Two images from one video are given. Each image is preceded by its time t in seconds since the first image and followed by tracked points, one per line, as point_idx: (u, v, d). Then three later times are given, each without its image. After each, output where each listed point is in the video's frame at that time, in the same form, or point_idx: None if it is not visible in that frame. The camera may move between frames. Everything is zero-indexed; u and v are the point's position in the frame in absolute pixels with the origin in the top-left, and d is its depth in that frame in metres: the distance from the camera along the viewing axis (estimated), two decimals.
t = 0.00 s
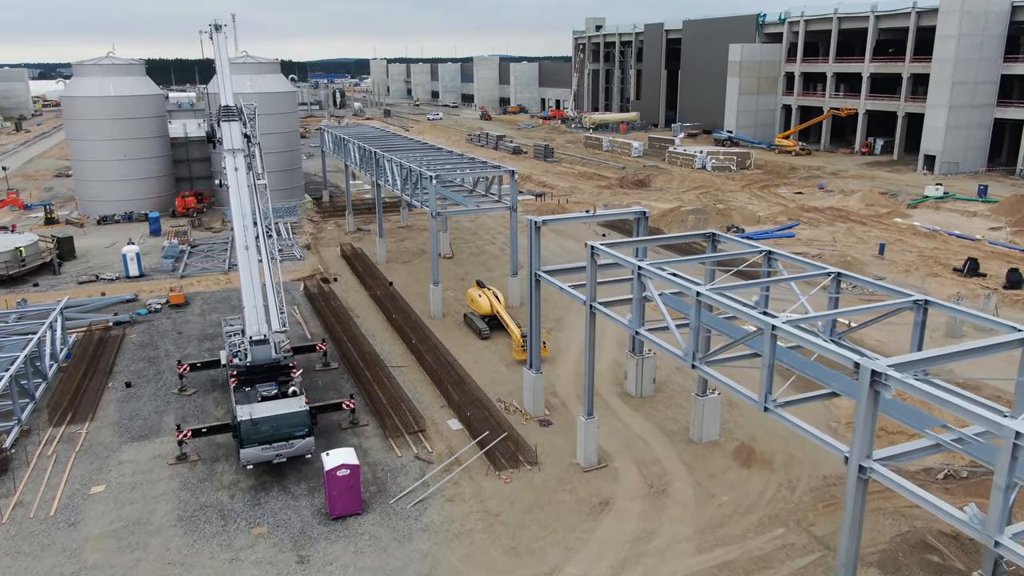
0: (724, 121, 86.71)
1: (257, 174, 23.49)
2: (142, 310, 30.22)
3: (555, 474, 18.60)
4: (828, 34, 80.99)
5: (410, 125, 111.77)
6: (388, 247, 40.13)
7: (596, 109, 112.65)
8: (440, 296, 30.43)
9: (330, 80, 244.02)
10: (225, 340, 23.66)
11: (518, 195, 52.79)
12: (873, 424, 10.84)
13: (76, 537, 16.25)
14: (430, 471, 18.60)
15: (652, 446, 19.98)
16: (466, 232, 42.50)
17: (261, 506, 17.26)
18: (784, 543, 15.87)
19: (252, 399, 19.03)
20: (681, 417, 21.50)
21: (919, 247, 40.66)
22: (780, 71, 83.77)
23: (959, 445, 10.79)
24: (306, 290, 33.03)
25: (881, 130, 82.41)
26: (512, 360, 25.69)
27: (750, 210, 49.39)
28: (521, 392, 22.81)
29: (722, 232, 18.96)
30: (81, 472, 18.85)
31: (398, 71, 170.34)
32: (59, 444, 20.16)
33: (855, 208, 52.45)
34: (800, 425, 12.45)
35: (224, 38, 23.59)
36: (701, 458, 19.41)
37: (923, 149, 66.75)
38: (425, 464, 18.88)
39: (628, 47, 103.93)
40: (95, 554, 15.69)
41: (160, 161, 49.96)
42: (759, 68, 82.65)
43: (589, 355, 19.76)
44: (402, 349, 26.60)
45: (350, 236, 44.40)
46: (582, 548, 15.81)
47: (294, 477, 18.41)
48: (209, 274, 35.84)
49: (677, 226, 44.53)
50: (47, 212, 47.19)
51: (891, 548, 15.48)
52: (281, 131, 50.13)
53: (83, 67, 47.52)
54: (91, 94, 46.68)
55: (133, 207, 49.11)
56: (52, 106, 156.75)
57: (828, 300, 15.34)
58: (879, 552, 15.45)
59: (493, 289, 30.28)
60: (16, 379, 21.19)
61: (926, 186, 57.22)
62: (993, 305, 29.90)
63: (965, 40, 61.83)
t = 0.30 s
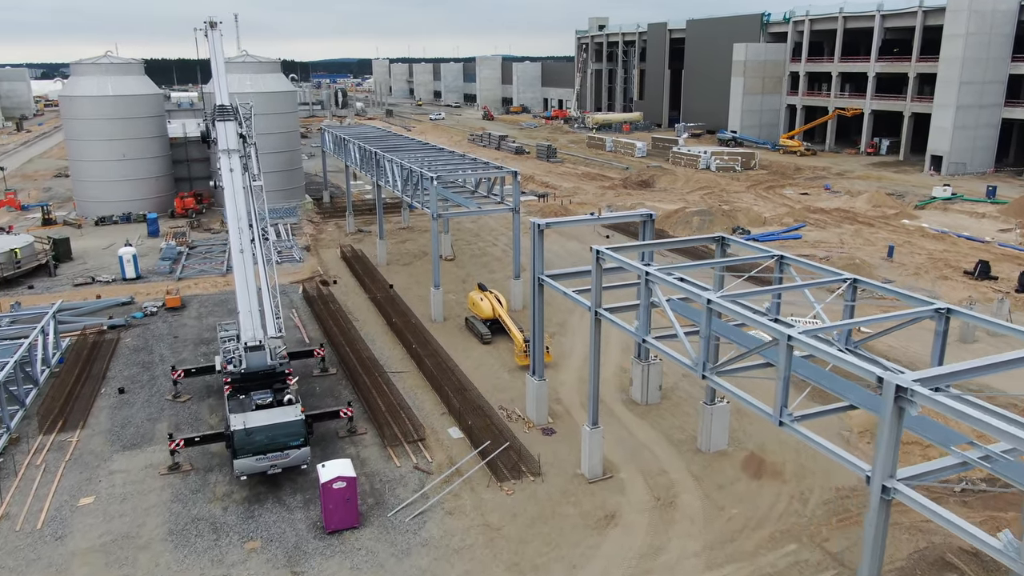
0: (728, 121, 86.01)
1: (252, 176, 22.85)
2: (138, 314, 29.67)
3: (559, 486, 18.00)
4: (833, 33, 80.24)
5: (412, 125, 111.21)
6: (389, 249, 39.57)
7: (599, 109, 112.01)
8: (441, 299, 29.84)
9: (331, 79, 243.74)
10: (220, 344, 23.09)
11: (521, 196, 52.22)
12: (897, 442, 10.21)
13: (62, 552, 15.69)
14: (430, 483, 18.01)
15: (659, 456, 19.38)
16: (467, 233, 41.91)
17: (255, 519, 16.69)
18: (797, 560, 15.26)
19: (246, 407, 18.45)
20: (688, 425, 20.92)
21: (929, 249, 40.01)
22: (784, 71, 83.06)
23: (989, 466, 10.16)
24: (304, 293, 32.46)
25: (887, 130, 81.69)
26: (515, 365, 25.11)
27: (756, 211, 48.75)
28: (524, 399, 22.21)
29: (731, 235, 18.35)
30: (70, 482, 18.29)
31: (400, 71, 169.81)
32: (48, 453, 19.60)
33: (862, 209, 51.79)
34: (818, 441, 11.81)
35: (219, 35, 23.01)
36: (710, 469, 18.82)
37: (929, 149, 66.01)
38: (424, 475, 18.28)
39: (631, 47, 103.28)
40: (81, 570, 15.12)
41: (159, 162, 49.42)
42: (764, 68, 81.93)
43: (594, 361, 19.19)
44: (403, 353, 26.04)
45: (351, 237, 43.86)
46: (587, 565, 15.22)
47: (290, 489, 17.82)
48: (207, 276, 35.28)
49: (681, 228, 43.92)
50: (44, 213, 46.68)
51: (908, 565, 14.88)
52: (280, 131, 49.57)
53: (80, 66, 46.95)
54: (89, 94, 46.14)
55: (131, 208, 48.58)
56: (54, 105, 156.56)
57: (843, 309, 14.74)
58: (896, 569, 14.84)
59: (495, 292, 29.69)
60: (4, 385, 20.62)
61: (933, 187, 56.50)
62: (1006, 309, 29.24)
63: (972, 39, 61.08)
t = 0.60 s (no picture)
0: (731, 121, 85.35)
1: (247, 178, 22.26)
2: (132, 317, 29.12)
3: (561, 498, 17.41)
4: (838, 33, 79.57)
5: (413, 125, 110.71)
6: (389, 251, 39.03)
7: (602, 109, 111.40)
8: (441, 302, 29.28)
9: (332, 79, 242.84)
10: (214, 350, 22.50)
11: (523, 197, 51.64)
12: (923, 463, 9.61)
13: (47, 568, 15.13)
14: (429, 495, 17.43)
15: (665, 466, 18.81)
16: (468, 235, 41.35)
17: (248, 533, 16.13)
18: None
19: (240, 416, 17.88)
20: (695, 433, 20.35)
21: (937, 251, 39.39)
22: (788, 70, 82.42)
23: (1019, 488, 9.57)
24: (302, 296, 31.91)
25: (892, 130, 81.02)
26: (517, 371, 24.53)
27: (761, 213, 48.13)
28: (525, 407, 21.62)
29: (740, 239, 17.79)
30: (58, 493, 17.74)
31: (402, 71, 169.33)
32: (36, 463, 19.06)
33: (868, 210, 51.18)
34: (836, 459, 11.18)
35: (214, 33, 22.46)
36: (718, 480, 18.24)
37: (936, 150, 65.32)
38: (423, 487, 17.70)
39: (634, 47, 102.66)
40: None
41: (157, 162, 48.90)
42: (768, 68, 81.31)
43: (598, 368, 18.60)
44: (402, 359, 25.48)
45: (351, 238, 43.33)
46: None
47: (284, 501, 17.28)
48: (204, 278, 34.76)
49: (686, 229, 43.32)
50: (41, 214, 46.18)
51: None
52: (279, 131, 49.03)
53: (78, 65, 46.44)
54: (86, 94, 45.63)
55: (128, 209, 48.06)
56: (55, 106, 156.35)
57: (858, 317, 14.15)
58: None
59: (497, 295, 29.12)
60: None
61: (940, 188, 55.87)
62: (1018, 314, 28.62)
63: (979, 39, 60.42)
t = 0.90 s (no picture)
0: (735, 121, 84.69)
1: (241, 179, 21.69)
2: (127, 321, 28.59)
3: (564, 512, 16.82)
4: (842, 32, 78.88)
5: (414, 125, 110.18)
6: (389, 253, 38.46)
7: (604, 109, 110.78)
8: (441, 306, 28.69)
9: (334, 79, 243.19)
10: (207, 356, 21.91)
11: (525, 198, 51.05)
12: (951, 486, 9.02)
13: None
14: (428, 508, 16.84)
15: (671, 477, 18.22)
16: (469, 237, 40.78)
17: (240, 548, 15.57)
18: None
19: (232, 426, 17.30)
20: (702, 443, 19.72)
21: (946, 254, 38.75)
22: (792, 70, 81.76)
23: None
24: (300, 299, 31.34)
25: (897, 130, 80.34)
26: (518, 378, 23.93)
27: (766, 214, 47.49)
28: (527, 415, 21.01)
29: (750, 243, 17.21)
30: (44, 506, 17.17)
31: (404, 71, 168.84)
32: (23, 474, 18.50)
33: (874, 212, 50.53)
34: (855, 479, 10.59)
35: (207, 31, 21.93)
36: (727, 493, 17.62)
37: (942, 150, 64.62)
38: (422, 500, 17.13)
39: (636, 46, 102.04)
40: None
41: (155, 163, 48.36)
42: (772, 67, 80.65)
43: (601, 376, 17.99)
44: (401, 365, 24.87)
45: (350, 240, 42.80)
46: None
47: (277, 514, 16.72)
48: (202, 281, 34.22)
49: (690, 231, 42.69)
50: (38, 215, 45.67)
51: None
52: (278, 131, 48.46)
53: (75, 64, 45.92)
54: (83, 94, 45.12)
55: (125, 210, 47.51)
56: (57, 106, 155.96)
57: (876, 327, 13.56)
58: None
59: (498, 299, 28.53)
60: None
61: (946, 189, 55.22)
62: None
63: (986, 38, 59.71)
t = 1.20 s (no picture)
0: (738, 121, 84.05)
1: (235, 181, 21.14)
2: (121, 325, 28.04)
3: (568, 526, 16.24)
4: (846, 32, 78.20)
5: (416, 125, 109.60)
6: (389, 255, 37.89)
7: (606, 110, 110.14)
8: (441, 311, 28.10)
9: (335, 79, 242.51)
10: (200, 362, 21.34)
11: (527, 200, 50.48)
12: (984, 514, 8.44)
13: None
14: (427, 522, 16.28)
15: (678, 490, 17.63)
16: (470, 239, 40.21)
17: (232, 564, 15.00)
18: None
19: (224, 437, 16.73)
20: (709, 454, 19.15)
21: (955, 257, 38.13)
22: (796, 70, 81.08)
23: None
24: (298, 303, 30.78)
25: (901, 131, 79.66)
26: (520, 385, 23.34)
27: (771, 216, 46.87)
28: (530, 424, 20.42)
29: (760, 249, 16.63)
30: (30, 519, 16.61)
31: (406, 71, 168.17)
32: (9, 485, 17.94)
33: (880, 213, 49.91)
34: (877, 501, 10.00)
35: (201, 29, 21.44)
36: (736, 506, 17.04)
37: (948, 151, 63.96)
38: (421, 514, 16.56)
39: (639, 46, 101.36)
40: None
41: (153, 163, 47.81)
42: (775, 67, 79.99)
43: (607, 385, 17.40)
44: (400, 371, 24.31)
45: (350, 242, 42.26)
46: None
47: (271, 528, 16.15)
48: (198, 284, 33.67)
49: (694, 233, 42.06)
50: (34, 216, 45.15)
51: None
52: (277, 131, 47.91)
53: (72, 64, 45.33)
54: (80, 94, 44.56)
55: (122, 211, 46.96)
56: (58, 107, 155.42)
57: (893, 338, 12.96)
58: None
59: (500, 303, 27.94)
60: None
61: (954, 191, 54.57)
62: None
63: (994, 37, 59.03)
